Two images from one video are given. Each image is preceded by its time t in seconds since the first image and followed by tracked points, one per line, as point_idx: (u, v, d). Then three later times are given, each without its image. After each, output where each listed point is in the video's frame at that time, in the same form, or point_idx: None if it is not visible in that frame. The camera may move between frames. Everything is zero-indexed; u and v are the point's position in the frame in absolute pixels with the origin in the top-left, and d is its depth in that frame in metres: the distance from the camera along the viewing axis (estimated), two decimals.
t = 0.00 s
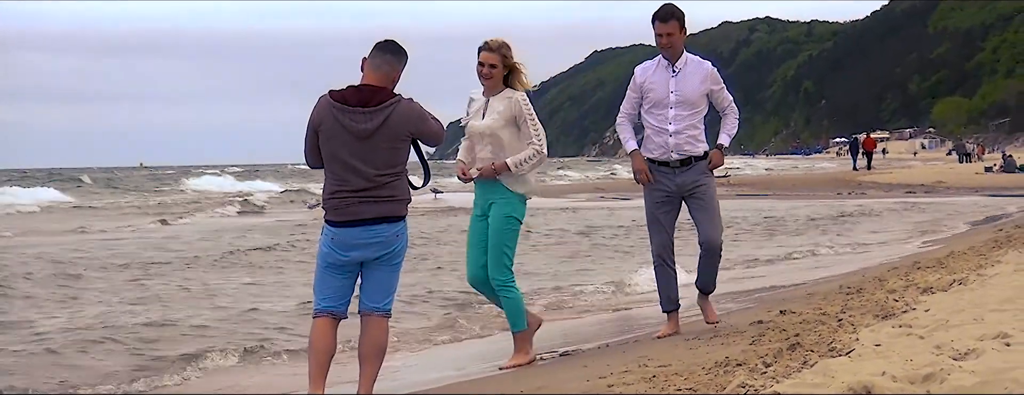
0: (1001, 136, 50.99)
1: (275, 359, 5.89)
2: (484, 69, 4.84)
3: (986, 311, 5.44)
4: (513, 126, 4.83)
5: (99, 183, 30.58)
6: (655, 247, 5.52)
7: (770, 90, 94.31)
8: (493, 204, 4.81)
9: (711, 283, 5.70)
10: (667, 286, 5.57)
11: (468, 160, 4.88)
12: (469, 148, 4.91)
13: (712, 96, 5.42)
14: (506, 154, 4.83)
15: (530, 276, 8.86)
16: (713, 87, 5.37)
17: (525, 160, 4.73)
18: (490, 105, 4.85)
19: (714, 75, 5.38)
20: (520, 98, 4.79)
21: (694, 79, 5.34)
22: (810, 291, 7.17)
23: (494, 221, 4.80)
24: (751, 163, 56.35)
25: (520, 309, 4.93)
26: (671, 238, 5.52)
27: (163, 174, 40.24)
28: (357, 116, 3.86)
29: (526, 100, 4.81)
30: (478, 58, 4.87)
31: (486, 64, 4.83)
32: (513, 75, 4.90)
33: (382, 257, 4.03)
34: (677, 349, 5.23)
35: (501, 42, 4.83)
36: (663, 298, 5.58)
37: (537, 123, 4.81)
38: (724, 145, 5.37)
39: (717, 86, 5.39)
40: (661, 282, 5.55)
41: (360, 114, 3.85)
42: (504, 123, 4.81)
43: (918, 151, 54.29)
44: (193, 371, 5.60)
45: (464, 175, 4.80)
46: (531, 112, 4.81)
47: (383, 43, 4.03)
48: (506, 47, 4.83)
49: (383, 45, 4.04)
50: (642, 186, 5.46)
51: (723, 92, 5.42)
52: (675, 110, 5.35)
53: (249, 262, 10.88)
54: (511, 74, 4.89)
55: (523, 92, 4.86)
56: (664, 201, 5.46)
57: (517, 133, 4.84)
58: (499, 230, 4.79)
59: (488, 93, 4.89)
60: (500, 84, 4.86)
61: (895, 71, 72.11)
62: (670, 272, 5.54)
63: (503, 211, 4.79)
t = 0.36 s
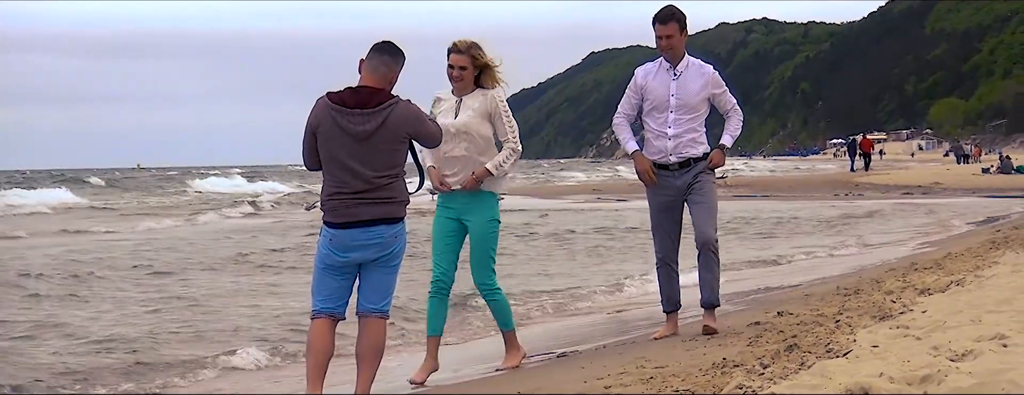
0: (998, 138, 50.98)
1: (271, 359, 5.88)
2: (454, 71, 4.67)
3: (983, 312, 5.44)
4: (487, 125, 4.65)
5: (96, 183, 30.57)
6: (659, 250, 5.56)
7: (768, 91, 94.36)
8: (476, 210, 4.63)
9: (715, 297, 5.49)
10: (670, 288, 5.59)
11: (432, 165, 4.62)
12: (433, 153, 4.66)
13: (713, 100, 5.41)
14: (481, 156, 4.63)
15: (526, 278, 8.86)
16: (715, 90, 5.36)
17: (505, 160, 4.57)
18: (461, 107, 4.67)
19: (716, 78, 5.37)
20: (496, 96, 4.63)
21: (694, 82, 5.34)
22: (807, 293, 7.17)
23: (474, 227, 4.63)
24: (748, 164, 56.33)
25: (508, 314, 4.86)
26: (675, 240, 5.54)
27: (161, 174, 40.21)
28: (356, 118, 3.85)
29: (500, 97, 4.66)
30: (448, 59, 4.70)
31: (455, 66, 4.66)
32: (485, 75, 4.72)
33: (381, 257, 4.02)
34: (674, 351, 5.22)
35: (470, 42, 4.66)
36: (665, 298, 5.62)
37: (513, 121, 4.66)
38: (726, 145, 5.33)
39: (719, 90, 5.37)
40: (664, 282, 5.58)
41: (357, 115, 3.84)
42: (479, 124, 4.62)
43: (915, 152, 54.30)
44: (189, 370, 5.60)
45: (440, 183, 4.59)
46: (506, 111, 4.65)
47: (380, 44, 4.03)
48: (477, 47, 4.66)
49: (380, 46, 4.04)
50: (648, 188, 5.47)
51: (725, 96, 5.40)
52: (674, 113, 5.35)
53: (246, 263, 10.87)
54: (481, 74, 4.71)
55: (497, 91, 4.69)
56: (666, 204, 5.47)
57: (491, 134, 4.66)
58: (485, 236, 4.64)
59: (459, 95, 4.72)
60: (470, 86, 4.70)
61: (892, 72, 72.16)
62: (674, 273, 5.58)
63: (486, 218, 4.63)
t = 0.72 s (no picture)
0: (994, 138, 51.05)
1: (270, 358, 5.90)
2: (430, 78, 4.68)
3: (980, 313, 5.44)
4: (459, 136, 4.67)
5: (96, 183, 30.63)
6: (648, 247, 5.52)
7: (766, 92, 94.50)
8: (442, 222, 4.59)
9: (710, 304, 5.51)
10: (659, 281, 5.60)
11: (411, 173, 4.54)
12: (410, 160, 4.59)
13: (721, 99, 5.40)
14: (452, 166, 4.63)
15: (524, 278, 8.88)
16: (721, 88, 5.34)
17: (476, 171, 4.59)
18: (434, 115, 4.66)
19: (724, 77, 5.36)
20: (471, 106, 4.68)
21: (700, 79, 5.33)
22: (804, 293, 7.17)
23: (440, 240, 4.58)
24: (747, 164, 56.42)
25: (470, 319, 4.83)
26: (670, 241, 5.54)
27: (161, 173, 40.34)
28: (355, 119, 3.84)
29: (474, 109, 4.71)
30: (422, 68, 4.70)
31: (431, 73, 4.68)
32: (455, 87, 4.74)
33: (380, 259, 4.03)
34: (671, 351, 5.22)
35: (445, 52, 4.69)
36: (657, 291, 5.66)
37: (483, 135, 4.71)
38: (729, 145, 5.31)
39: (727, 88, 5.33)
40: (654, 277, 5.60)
41: (355, 115, 3.83)
42: (453, 132, 4.64)
43: (912, 153, 54.37)
44: (187, 369, 5.62)
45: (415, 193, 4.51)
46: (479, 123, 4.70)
47: (377, 45, 4.03)
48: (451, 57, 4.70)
49: (377, 47, 4.04)
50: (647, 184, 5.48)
51: (734, 95, 5.38)
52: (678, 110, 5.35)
53: (245, 263, 10.89)
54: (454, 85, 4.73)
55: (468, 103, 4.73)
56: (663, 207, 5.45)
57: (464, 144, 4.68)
58: (446, 250, 4.57)
59: (432, 103, 4.71)
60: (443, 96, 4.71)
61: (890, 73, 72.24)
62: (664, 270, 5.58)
63: (451, 230, 4.59)
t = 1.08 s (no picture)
0: (992, 138, 51.09)
1: (269, 358, 5.91)
2: (415, 72, 4.69)
3: (979, 313, 5.44)
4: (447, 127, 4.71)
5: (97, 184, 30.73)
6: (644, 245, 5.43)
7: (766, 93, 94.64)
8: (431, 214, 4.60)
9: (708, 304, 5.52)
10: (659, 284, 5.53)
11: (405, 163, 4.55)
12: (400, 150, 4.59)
13: (721, 92, 5.37)
14: (441, 156, 4.67)
15: (522, 278, 8.91)
16: (719, 80, 5.31)
17: (465, 160, 4.63)
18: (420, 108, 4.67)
19: (722, 69, 5.31)
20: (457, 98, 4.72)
21: (698, 72, 5.32)
22: (803, 293, 7.18)
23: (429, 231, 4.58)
24: (745, 165, 56.58)
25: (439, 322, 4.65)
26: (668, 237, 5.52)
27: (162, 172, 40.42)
28: (355, 120, 3.84)
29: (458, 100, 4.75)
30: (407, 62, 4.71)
31: (416, 67, 4.69)
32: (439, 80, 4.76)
33: (382, 260, 4.04)
34: (670, 352, 5.23)
35: (430, 44, 4.71)
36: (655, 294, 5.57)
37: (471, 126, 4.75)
38: (729, 139, 5.28)
39: (726, 81, 5.31)
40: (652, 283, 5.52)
41: (355, 116, 3.83)
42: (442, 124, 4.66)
43: (911, 153, 54.43)
44: (187, 366, 5.63)
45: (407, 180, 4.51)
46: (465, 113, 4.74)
47: (377, 46, 4.03)
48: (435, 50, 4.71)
49: (377, 48, 4.04)
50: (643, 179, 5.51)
51: (735, 88, 5.33)
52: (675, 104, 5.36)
53: (246, 264, 10.91)
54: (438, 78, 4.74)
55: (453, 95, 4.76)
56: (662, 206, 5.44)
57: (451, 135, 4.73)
58: (438, 241, 4.59)
59: (419, 96, 4.72)
60: (427, 89, 4.73)
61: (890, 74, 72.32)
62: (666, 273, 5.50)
63: (441, 220, 4.61)
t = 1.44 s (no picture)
0: (990, 139, 51.19)
1: (269, 359, 5.91)
2: (405, 77, 4.68)
3: (977, 313, 5.45)
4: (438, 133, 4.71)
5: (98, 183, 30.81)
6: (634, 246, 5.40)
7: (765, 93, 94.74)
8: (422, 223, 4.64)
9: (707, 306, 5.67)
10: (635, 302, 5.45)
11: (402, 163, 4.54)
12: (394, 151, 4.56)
13: (713, 93, 5.36)
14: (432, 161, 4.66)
15: (521, 278, 8.92)
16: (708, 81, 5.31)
17: (456, 166, 4.63)
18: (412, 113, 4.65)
19: (711, 71, 5.32)
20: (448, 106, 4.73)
21: (688, 74, 5.32)
22: (801, 293, 7.19)
23: (419, 236, 4.62)
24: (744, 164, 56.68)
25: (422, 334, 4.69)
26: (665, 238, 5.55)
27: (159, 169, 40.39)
28: (356, 120, 3.85)
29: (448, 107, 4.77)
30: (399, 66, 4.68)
31: (407, 73, 4.68)
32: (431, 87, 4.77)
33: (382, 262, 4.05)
34: (669, 352, 5.23)
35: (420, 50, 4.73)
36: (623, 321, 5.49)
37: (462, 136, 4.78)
38: (723, 138, 5.31)
39: (716, 81, 5.31)
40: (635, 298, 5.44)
41: (353, 115, 3.84)
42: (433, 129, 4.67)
43: (909, 152, 54.51)
44: (187, 366, 5.63)
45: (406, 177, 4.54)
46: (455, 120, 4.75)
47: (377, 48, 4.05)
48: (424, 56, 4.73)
49: (377, 50, 4.07)
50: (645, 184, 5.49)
51: (726, 88, 5.32)
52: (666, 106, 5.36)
53: (245, 264, 10.91)
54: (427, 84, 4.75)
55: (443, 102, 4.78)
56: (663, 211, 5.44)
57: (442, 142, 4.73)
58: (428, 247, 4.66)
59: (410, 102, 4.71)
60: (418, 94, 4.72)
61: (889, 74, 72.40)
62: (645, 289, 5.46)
63: (429, 227, 4.66)
